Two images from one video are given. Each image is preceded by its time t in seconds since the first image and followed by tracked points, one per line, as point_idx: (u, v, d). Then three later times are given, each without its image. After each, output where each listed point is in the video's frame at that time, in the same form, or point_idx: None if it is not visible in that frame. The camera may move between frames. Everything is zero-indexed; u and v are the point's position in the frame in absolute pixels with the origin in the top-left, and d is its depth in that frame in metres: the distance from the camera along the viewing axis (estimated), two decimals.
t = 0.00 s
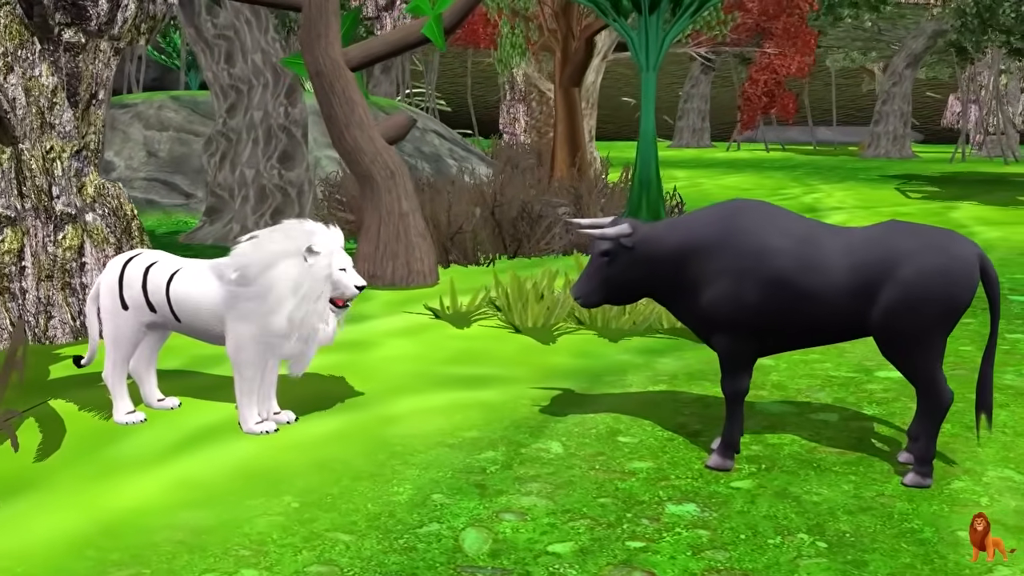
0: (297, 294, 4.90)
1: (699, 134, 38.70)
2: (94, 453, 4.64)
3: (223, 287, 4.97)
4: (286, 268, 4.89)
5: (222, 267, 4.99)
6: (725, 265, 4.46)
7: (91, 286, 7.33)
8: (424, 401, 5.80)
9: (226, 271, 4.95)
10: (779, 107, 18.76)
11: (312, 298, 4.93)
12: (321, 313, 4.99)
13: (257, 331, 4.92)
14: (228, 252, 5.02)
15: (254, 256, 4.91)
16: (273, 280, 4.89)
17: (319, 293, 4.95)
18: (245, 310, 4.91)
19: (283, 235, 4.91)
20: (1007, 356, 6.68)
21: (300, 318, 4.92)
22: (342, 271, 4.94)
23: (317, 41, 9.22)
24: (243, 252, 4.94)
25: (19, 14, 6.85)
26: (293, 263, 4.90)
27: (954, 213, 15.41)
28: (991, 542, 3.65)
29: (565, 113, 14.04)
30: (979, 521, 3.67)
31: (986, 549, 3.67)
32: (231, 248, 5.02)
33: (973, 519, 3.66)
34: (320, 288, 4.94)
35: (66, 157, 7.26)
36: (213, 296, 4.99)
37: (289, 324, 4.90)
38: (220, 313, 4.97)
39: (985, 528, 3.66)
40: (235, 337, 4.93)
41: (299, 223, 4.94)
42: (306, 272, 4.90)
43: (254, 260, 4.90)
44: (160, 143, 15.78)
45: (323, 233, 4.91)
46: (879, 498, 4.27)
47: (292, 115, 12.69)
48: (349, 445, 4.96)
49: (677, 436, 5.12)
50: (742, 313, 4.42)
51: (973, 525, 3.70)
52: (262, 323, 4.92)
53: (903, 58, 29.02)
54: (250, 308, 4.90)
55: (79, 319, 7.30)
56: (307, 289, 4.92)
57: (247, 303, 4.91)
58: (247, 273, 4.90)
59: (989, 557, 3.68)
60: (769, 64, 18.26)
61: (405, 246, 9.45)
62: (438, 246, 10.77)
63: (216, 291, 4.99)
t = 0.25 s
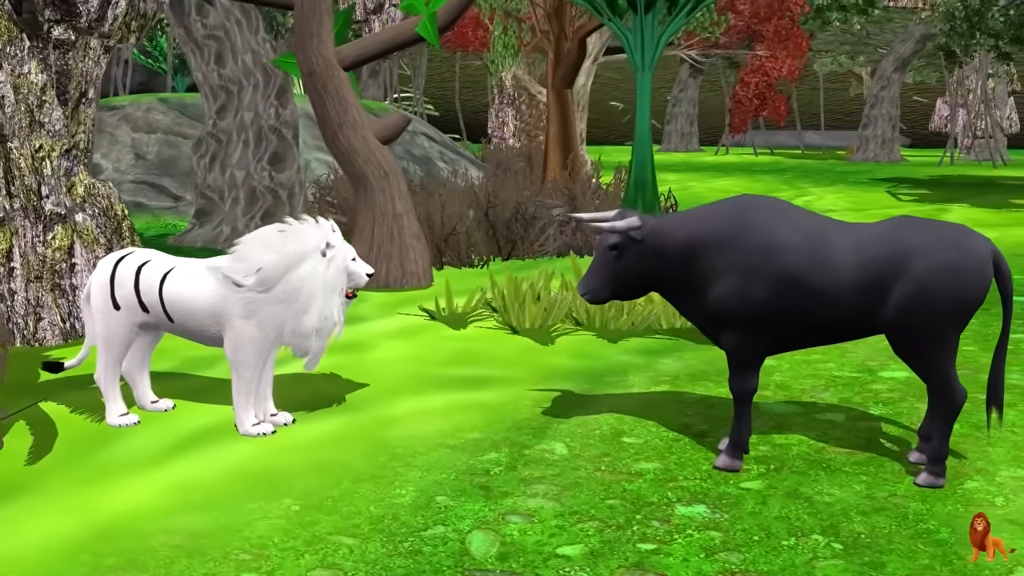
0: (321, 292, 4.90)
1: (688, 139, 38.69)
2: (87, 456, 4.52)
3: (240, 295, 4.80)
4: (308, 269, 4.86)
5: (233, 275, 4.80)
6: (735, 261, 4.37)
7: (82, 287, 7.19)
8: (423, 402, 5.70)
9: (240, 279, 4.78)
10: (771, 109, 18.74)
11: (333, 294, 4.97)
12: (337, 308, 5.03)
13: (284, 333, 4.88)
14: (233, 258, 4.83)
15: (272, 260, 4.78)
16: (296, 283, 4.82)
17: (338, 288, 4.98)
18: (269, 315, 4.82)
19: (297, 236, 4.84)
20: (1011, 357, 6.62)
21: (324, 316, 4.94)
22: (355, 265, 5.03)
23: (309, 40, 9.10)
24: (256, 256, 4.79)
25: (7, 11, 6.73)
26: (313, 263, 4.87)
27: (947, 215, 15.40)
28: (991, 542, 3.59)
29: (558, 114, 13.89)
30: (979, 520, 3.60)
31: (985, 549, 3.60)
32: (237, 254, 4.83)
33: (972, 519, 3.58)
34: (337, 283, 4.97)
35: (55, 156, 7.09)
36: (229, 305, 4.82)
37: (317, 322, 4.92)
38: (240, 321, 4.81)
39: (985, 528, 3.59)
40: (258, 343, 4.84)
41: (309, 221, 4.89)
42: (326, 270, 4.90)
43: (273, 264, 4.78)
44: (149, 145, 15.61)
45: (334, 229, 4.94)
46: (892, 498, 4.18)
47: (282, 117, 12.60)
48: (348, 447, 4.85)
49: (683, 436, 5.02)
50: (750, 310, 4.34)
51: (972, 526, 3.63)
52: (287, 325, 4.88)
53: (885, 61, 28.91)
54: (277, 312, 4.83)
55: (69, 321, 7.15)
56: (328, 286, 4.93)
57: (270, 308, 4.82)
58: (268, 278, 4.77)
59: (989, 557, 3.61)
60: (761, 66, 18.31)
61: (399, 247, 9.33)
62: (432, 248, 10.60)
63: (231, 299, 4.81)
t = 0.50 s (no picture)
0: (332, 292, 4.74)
1: (673, 144, 38.70)
2: (78, 459, 4.36)
3: (252, 297, 4.64)
4: (324, 267, 4.68)
5: (243, 277, 4.64)
6: (749, 254, 4.25)
7: (69, 289, 7.00)
8: (423, 404, 5.56)
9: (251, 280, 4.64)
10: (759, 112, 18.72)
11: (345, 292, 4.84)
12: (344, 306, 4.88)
13: (296, 335, 4.72)
14: (241, 258, 4.67)
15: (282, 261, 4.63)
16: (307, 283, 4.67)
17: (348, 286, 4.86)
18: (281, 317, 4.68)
19: (305, 234, 4.64)
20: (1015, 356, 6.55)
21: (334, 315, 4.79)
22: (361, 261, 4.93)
23: (300, 38, 8.92)
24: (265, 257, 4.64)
25: None
26: (328, 261, 4.70)
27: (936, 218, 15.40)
28: (992, 542, 3.49)
29: (548, 116, 13.81)
30: (979, 519, 3.51)
31: (986, 549, 3.50)
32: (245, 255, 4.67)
33: (972, 518, 3.50)
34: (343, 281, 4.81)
35: (42, 155, 6.93)
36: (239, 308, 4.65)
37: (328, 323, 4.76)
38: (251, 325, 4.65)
39: (985, 527, 3.50)
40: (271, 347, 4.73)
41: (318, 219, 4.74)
42: (336, 269, 4.73)
43: (286, 263, 4.62)
44: (133, 148, 15.35)
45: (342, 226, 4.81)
46: (911, 498, 4.08)
47: (270, 118, 12.32)
48: (349, 449, 4.71)
49: (691, 437, 4.90)
50: (764, 305, 4.22)
51: (972, 525, 3.54)
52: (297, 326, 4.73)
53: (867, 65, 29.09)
54: (294, 312, 4.67)
55: (56, 323, 6.97)
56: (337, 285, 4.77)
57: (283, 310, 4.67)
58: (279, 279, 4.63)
59: (989, 557, 3.50)
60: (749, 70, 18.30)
61: (391, 248, 9.19)
62: (423, 249, 10.52)
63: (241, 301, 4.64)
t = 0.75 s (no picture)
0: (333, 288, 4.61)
1: (660, 149, 38.70)
2: (71, 461, 4.23)
3: (252, 294, 4.50)
4: (324, 263, 4.58)
5: (242, 274, 4.49)
6: (763, 248, 4.16)
7: (57, 290, 6.83)
8: (423, 405, 5.44)
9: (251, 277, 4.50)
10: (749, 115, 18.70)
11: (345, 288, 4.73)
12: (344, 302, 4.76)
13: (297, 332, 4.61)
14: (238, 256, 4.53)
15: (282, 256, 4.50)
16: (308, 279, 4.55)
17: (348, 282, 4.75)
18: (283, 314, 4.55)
19: (306, 230, 4.52)
20: (1020, 356, 6.49)
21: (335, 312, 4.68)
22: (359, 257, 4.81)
23: (292, 36, 8.78)
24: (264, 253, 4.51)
25: None
26: (328, 257, 4.59)
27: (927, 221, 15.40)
28: (992, 542, 3.41)
29: (540, 117, 13.73)
30: (980, 519, 3.44)
31: (986, 549, 3.42)
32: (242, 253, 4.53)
33: (972, 518, 3.42)
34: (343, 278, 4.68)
35: (30, 153, 6.70)
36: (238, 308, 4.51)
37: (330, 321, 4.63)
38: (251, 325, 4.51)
39: (985, 527, 3.42)
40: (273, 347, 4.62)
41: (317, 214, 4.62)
42: (336, 264, 4.61)
43: (287, 259, 4.49)
44: (120, 151, 15.11)
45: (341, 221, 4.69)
46: (929, 498, 3.99)
47: (260, 119, 11.92)
48: (350, 450, 4.58)
49: (699, 437, 4.80)
50: (778, 300, 4.13)
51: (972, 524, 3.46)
52: (299, 324, 4.62)
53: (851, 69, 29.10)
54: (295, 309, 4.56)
55: (45, 325, 6.81)
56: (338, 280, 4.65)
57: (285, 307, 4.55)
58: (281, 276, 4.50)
59: (989, 557, 3.42)
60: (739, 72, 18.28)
61: (385, 250, 9.06)
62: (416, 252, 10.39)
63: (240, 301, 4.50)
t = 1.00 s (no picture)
0: (331, 285, 4.48)
1: (649, 153, 38.67)
2: (66, 463, 4.11)
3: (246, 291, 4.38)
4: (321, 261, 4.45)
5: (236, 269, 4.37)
6: (775, 242, 4.11)
7: (50, 291, 6.57)
8: (424, 405, 5.33)
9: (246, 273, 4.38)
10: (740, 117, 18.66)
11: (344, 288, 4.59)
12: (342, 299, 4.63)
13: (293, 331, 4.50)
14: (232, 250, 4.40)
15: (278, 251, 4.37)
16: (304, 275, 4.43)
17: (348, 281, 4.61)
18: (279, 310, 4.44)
19: (304, 225, 4.40)
20: None
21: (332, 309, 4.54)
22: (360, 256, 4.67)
23: (285, 34, 8.65)
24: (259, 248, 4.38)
25: None
26: (326, 254, 4.46)
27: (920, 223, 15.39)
28: (992, 542, 3.34)
29: (532, 119, 13.65)
30: (979, 519, 3.36)
31: (986, 549, 3.35)
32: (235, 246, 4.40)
33: (972, 517, 3.34)
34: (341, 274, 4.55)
35: (20, 151, 6.46)
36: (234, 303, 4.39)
37: (327, 318, 4.50)
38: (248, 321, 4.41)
39: (985, 527, 3.35)
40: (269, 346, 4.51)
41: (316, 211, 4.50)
42: (335, 262, 4.49)
43: (282, 255, 4.37)
44: (108, 153, 14.77)
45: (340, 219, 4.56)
46: (945, 497, 3.91)
47: (251, 120, 11.45)
48: (351, 451, 4.47)
49: (708, 437, 4.72)
50: (790, 295, 4.07)
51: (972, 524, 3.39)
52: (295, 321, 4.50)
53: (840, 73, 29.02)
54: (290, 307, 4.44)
55: (35, 327, 6.52)
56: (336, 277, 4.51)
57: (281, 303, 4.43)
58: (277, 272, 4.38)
59: (990, 557, 3.34)
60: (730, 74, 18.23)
61: (380, 250, 8.95)
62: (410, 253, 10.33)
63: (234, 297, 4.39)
